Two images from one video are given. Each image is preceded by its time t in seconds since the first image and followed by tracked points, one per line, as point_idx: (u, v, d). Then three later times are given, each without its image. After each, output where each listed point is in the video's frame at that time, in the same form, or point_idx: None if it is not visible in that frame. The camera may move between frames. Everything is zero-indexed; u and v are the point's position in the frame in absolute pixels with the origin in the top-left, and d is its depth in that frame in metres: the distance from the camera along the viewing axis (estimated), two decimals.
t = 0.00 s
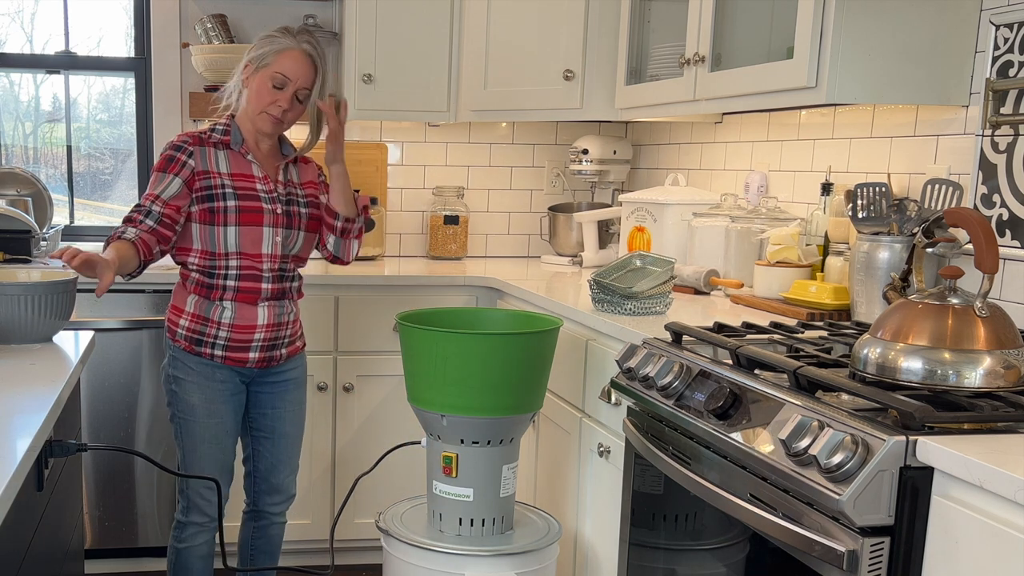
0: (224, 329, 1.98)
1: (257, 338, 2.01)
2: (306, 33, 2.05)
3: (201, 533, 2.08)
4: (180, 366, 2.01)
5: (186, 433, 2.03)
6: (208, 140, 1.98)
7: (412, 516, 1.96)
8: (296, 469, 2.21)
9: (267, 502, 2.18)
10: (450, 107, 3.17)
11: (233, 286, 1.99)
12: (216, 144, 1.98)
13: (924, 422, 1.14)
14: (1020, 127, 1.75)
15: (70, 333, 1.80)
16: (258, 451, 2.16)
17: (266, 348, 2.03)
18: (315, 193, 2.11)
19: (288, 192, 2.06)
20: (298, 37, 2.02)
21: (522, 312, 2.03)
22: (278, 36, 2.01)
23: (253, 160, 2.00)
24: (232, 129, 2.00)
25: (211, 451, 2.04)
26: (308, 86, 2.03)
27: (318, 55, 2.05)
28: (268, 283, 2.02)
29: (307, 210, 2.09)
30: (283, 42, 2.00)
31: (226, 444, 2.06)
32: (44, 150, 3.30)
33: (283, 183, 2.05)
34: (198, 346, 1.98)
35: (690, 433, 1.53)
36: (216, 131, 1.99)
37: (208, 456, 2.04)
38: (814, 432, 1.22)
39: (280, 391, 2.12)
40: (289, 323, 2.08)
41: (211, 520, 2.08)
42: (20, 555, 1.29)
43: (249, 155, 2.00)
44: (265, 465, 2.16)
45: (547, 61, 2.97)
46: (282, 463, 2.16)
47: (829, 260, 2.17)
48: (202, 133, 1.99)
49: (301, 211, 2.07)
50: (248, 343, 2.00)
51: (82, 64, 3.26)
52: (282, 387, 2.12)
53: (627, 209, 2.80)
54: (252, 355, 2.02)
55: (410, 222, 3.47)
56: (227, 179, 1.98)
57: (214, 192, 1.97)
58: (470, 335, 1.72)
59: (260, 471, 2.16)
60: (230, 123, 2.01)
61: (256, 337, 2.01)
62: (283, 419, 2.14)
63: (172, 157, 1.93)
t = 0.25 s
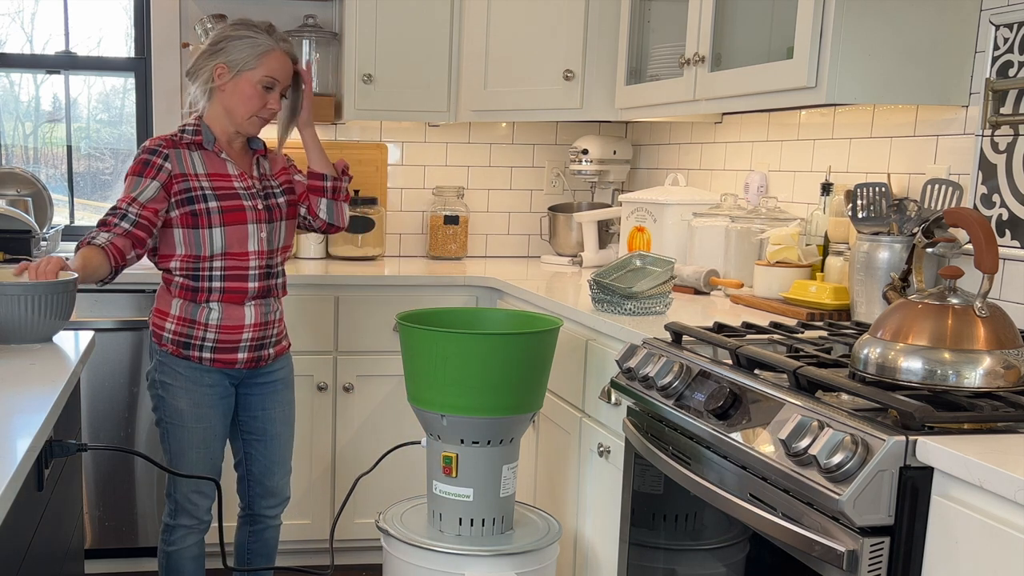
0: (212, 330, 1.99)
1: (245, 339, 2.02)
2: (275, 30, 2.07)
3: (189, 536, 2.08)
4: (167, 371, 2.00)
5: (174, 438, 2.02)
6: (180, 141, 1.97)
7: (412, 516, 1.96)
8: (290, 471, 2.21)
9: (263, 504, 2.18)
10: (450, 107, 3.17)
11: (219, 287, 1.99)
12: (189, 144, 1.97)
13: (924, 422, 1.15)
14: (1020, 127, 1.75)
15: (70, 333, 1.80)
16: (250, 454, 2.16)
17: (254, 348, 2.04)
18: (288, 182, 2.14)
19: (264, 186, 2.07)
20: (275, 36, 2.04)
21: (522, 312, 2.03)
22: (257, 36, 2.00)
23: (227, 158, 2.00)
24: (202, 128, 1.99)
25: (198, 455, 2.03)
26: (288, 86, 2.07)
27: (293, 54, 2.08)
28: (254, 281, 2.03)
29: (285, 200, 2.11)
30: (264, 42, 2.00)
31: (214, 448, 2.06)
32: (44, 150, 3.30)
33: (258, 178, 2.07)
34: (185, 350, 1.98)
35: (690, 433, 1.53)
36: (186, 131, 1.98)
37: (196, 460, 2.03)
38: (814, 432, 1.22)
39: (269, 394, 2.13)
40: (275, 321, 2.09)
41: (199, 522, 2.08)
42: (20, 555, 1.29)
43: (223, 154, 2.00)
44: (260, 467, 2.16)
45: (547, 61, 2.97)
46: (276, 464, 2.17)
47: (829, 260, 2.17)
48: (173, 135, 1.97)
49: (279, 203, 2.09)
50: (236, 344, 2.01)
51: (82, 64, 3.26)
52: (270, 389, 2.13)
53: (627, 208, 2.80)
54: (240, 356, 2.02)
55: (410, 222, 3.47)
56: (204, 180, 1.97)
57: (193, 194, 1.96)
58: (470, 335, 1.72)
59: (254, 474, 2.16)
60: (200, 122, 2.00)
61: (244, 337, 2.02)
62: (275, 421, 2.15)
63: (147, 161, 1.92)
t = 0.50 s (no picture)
0: (203, 332, 1.99)
1: (236, 339, 2.02)
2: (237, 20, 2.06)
3: (184, 539, 2.08)
4: (158, 376, 2.00)
5: (166, 442, 2.02)
6: (160, 148, 1.95)
7: (413, 516, 1.96)
8: (287, 471, 2.21)
9: (262, 506, 2.18)
10: (450, 107, 3.17)
11: (209, 289, 1.98)
12: (169, 151, 1.96)
13: (924, 422, 1.15)
14: (1020, 127, 1.75)
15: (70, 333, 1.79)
16: (246, 456, 2.16)
17: (245, 349, 2.04)
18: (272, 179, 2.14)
19: (249, 184, 2.07)
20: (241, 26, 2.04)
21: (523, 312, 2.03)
22: (225, 30, 2.00)
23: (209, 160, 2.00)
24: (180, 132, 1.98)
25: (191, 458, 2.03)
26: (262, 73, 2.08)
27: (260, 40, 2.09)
28: (244, 281, 2.02)
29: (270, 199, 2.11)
30: (232, 35, 2.00)
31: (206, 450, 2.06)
32: (44, 150, 3.30)
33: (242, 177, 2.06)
34: (176, 354, 1.98)
35: (690, 433, 1.53)
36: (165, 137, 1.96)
37: (189, 463, 2.03)
38: (814, 432, 1.22)
39: (262, 394, 2.13)
40: (265, 322, 2.09)
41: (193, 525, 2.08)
42: (20, 554, 1.29)
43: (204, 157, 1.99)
44: (256, 469, 2.15)
45: (547, 61, 2.96)
46: (273, 465, 2.17)
47: (829, 260, 2.17)
48: (152, 143, 1.96)
49: (265, 202, 2.09)
50: (227, 345, 2.01)
51: (82, 64, 3.25)
52: (261, 390, 2.13)
53: (627, 208, 2.80)
54: (231, 357, 2.02)
55: (410, 222, 3.47)
56: (188, 186, 1.96)
57: (178, 202, 1.95)
58: (470, 335, 1.72)
59: (252, 476, 2.16)
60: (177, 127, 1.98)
61: (235, 338, 2.02)
62: (269, 421, 2.15)
63: (128, 172, 1.91)
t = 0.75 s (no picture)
0: (195, 334, 1.99)
1: (228, 340, 2.02)
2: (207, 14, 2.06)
3: (179, 539, 2.08)
4: (151, 377, 2.00)
5: (160, 442, 2.02)
6: (146, 155, 1.95)
7: (413, 516, 1.96)
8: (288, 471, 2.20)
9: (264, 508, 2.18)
10: (450, 107, 3.17)
11: (200, 291, 1.98)
12: (155, 157, 1.96)
13: (924, 422, 1.15)
14: (1020, 127, 1.75)
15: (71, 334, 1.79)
16: (245, 457, 2.16)
17: (238, 350, 2.04)
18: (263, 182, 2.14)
19: (240, 186, 2.06)
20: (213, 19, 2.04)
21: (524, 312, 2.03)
22: (199, 25, 2.00)
23: (197, 164, 1.99)
24: (166, 137, 1.98)
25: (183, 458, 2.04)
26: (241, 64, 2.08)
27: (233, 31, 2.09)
28: (235, 282, 2.02)
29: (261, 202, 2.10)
30: (208, 29, 2.00)
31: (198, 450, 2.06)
32: (44, 150, 3.30)
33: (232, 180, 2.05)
34: (168, 356, 1.98)
35: (690, 433, 1.53)
36: (150, 145, 1.96)
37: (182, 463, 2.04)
38: (814, 432, 1.22)
39: (256, 394, 2.13)
40: (257, 322, 2.09)
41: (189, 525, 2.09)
42: (20, 554, 1.29)
43: (192, 161, 1.99)
44: (253, 468, 2.15)
45: (548, 61, 2.96)
46: (273, 466, 2.17)
47: (829, 260, 2.17)
48: (138, 150, 1.95)
49: (256, 205, 2.08)
50: (220, 346, 2.01)
51: (82, 64, 3.26)
52: (257, 389, 2.13)
53: (627, 208, 2.80)
54: (224, 357, 2.02)
55: (410, 222, 3.47)
56: (176, 192, 1.96)
57: (166, 209, 1.95)
58: (469, 335, 1.72)
59: (253, 477, 2.16)
60: (162, 132, 1.98)
61: (227, 339, 2.02)
62: (265, 421, 2.15)
63: (114, 183, 1.91)
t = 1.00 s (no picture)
0: (193, 333, 1.99)
1: (227, 340, 2.02)
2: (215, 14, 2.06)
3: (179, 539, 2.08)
4: (150, 376, 2.00)
5: (159, 443, 2.03)
6: (145, 155, 1.96)
7: (413, 516, 1.96)
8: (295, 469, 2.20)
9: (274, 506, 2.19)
10: (450, 107, 3.17)
11: (197, 292, 1.98)
12: (153, 157, 1.96)
13: (924, 422, 1.15)
14: (1020, 127, 1.75)
15: (70, 333, 1.79)
16: (251, 456, 2.16)
17: (237, 349, 2.04)
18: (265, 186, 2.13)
19: (239, 188, 2.05)
20: (220, 20, 2.04)
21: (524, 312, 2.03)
22: (206, 26, 2.00)
23: (195, 165, 1.99)
24: (166, 137, 1.98)
25: (182, 458, 2.04)
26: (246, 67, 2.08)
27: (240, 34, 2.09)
28: (232, 282, 2.02)
29: (260, 204, 2.09)
30: (214, 31, 2.00)
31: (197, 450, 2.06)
32: (44, 150, 3.30)
33: (232, 182, 2.05)
34: (166, 355, 1.98)
35: (690, 432, 1.53)
36: (149, 144, 1.96)
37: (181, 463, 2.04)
38: (814, 432, 1.22)
39: (258, 393, 2.12)
40: (257, 322, 2.09)
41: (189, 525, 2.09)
42: (20, 554, 1.29)
43: (189, 162, 1.98)
44: (259, 468, 2.15)
45: (548, 61, 2.96)
46: (279, 464, 2.16)
47: (829, 259, 2.17)
48: (136, 150, 1.95)
49: (255, 207, 2.07)
50: (218, 346, 2.01)
51: (82, 64, 3.25)
52: (259, 388, 2.12)
53: (627, 208, 2.80)
54: (223, 357, 2.02)
55: (410, 222, 3.47)
56: (173, 192, 1.95)
57: (162, 209, 1.94)
58: (470, 335, 1.72)
59: (260, 477, 2.16)
60: (162, 132, 1.98)
61: (226, 339, 2.02)
62: (268, 420, 2.15)
63: (111, 182, 1.92)
